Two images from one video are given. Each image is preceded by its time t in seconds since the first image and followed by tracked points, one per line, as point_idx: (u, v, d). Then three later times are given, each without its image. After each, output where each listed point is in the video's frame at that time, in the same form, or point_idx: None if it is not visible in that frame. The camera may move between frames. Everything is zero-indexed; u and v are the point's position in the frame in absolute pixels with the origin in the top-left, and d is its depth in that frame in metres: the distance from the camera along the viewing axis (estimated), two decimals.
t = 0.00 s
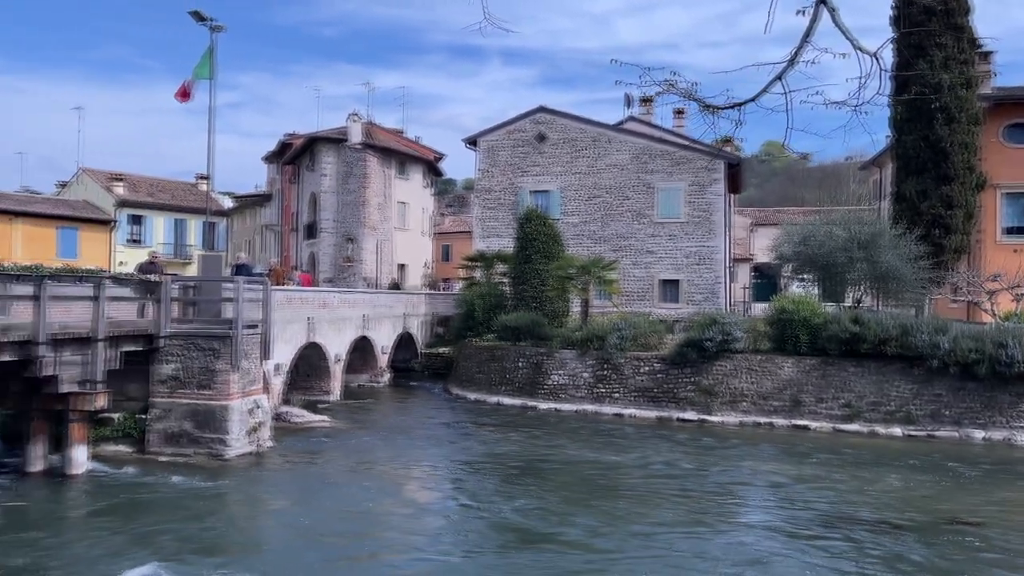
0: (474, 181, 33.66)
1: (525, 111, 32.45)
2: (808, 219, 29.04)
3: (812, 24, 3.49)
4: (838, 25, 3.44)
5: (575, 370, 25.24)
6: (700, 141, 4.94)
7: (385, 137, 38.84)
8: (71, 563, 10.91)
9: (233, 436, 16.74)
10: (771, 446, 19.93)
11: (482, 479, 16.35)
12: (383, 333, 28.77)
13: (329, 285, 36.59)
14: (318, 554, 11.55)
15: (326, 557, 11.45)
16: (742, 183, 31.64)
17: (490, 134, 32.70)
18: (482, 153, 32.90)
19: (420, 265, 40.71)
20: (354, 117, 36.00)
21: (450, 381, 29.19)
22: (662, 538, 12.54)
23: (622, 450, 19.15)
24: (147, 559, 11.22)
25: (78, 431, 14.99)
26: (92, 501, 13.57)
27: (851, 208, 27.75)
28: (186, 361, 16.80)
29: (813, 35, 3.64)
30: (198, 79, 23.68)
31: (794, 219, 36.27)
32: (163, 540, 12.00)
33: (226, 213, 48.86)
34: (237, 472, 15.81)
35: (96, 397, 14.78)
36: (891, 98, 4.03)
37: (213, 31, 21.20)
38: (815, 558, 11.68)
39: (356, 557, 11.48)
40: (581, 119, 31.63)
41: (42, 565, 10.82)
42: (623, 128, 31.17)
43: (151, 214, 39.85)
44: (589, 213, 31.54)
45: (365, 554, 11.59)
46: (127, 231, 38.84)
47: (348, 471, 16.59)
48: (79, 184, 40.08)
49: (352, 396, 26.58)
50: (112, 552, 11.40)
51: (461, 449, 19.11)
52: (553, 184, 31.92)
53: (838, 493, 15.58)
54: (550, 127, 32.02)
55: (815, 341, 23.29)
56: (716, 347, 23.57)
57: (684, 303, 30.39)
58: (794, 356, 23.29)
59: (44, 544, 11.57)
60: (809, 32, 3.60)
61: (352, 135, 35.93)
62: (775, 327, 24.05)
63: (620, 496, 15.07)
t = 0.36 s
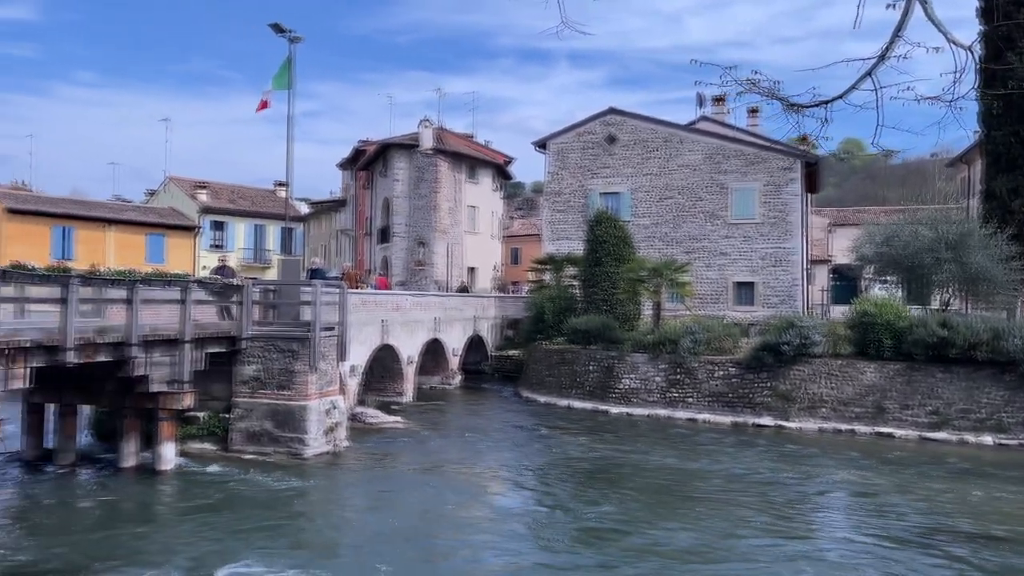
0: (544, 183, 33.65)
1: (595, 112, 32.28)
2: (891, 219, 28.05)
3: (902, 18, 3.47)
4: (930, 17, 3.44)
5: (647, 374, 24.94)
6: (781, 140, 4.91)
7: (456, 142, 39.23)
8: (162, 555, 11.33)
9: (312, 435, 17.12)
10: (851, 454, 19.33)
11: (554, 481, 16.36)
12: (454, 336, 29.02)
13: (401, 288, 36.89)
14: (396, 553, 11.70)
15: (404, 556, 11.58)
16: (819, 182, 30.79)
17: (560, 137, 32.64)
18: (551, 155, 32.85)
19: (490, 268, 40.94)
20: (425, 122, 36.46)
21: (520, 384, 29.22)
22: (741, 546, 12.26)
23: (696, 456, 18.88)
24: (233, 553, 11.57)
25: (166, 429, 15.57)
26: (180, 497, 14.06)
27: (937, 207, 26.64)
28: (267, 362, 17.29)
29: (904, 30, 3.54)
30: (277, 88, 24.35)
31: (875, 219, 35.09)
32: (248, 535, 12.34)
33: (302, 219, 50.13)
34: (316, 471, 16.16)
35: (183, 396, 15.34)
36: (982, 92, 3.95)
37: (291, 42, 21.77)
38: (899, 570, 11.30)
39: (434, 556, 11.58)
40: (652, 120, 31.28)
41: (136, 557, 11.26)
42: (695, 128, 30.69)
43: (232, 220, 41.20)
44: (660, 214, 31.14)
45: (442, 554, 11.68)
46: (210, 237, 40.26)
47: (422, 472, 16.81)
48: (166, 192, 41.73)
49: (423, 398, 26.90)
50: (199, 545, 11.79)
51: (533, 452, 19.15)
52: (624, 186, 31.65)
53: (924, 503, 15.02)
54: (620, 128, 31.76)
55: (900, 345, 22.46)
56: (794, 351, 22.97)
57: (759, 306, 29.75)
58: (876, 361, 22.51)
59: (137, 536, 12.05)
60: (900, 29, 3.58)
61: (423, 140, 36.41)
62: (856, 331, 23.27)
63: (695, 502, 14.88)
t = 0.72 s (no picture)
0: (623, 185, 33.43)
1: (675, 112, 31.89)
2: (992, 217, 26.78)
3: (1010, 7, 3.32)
4: None
5: (731, 378, 24.45)
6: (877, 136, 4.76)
7: (534, 146, 39.35)
8: (256, 551, 11.73)
9: (396, 436, 17.48)
10: (949, 463, 18.55)
11: (636, 486, 16.27)
12: (533, 338, 29.11)
13: (480, 292, 37.35)
14: (483, 556, 11.80)
15: (490, 559, 11.66)
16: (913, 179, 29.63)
17: (639, 138, 32.36)
18: (630, 157, 32.60)
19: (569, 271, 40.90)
20: (503, 126, 36.71)
21: (600, 387, 29.08)
22: (833, 558, 11.90)
23: (783, 462, 18.46)
24: (323, 551, 11.88)
25: (258, 429, 16.18)
26: (272, 494, 14.53)
27: None
28: (352, 364, 17.74)
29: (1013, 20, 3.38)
30: (361, 97, 24.89)
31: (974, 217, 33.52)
32: (337, 533, 12.65)
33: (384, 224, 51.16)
34: (401, 471, 16.47)
35: (274, 397, 15.88)
36: None
37: (374, 52, 22.22)
38: None
39: (520, 560, 11.63)
40: (734, 118, 30.68)
41: (233, 551, 11.74)
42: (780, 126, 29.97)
43: (318, 227, 42.41)
44: (743, 215, 30.53)
45: (528, 559, 11.71)
46: (297, 243, 41.56)
47: (503, 474, 16.94)
48: (256, 200, 43.29)
49: (503, 400, 27.08)
50: (292, 543, 12.15)
51: (614, 456, 19.07)
52: (704, 186, 31.15)
53: None
54: (701, 128, 31.28)
55: (1002, 348, 21.39)
56: (888, 355, 22.18)
57: (849, 309, 28.86)
58: (976, 365, 21.50)
59: (234, 532, 12.52)
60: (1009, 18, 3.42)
61: (501, 144, 36.68)
62: (955, 334, 22.30)
63: (782, 510, 14.58)
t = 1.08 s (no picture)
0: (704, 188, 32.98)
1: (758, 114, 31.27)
2: None
3: None
4: None
5: (818, 387, 23.78)
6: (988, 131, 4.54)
7: (611, 150, 39.16)
8: (342, 550, 12.01)
9: (475, 439, 17.63)
10: None
11: (717, 495, 16.00)
12: (611, 344, 28.93)
13: (557, 296, 37.45)
14: (564, 564, 11.78)
15: (572, 567, 11.65)
16: (1015, 179, 28.19)
17: (721, 140, 31.85)
18: (711, 160, 32.10)
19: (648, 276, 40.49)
20: (581, 131, 36.67)
21: (680, 394, 28.67)
22: None
23: (874, 475, 17.83)
24: (405, 552, 12.09)
25: (342, 429, 16.57)
26: (355, 495, 14.87)
27: None
28: (433, 368, 17.99)
29: None
30: (442, 105, 25.23)
31: None
32: (418, 535, 12.86)
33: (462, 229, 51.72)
34: (479, 475, 16.61)
35: (357, 398, 16.25)
36: None
37: (455, 60, 22.51)
38: None
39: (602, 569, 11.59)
40: (820, 119, 29.87)
41: (321, 548, 12.08)
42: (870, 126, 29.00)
43: (398, 233, 43.20)
44: (830, 218, 29.72)
45: (609, 568, 11.64)
46: (378, 248, 42.44)
47: (582, 480, 16.90)
48: (339, 207, 44.41)
49: (580, 406, 26.97)
50: (375, 543, 12.40)
51: (696, 464, 18.80)
52: (788, 189, 30.45)
53: None
54: (785, 129, 30.59)
55: None
56: (987, 365, 21.12)
57: (944, 316, 27.65)
58: None
59: (320, 531, 12.85)
60: None
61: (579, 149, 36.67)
62: None
63: (873, 524, 14.12)
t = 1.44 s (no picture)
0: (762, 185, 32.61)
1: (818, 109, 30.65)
2: None
3: None
4: None
5: (883, 389, 23.15)
6: None
7: (665, 148, 38.78)
8: (400, 550, 12.10)
9: (530, 440, 17.63)
10: None
11: (778, 499, 15.69)
12: (667, 345, 28.65)
13: (611, 297, 37.28)
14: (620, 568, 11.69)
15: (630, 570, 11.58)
16: None
17: (779, 137, 31.45)
18: (769, 157, 31.66)
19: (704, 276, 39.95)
20: (635, 130, 36.40)
21: (738, 396, 28.22)
22: None
23: (942, 480, 17.26)
24: (462, 552, 12.16)
25: (399, 429, 16.75)
26: (412, 495, 15.00)
27: None
28: (488, 369, 18.06)
29: None
30: (495, 106, 25.32)
31: None
32: (475, 536, 12.93)
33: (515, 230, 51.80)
34: (535, 476, 16.60)
35: (413, 398, 16.40)
36: None
37: (507, 62, 22.56)
38: None
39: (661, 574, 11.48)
40: (883, 113, 29.10)
41: (380, 547, 12.21)
42: (937, 119, 28.11)
43: (452, 234, 43.46)
44: (895, 215, 28.99)
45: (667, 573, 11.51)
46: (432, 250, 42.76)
47: (639, 482, 16.75)
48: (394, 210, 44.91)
49: (636, 407, 26.75)
50: (432, 543, 12.51)
51: (755, 467, 18.47)
52: (850, 186, 29.82)
53: None
54: (846, 124, 29.96)
55: None
56: None
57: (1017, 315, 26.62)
58: None
59: (378, 530, 13.00)
60: None
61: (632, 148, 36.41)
62: None
63: (943, 531, 13.68)
